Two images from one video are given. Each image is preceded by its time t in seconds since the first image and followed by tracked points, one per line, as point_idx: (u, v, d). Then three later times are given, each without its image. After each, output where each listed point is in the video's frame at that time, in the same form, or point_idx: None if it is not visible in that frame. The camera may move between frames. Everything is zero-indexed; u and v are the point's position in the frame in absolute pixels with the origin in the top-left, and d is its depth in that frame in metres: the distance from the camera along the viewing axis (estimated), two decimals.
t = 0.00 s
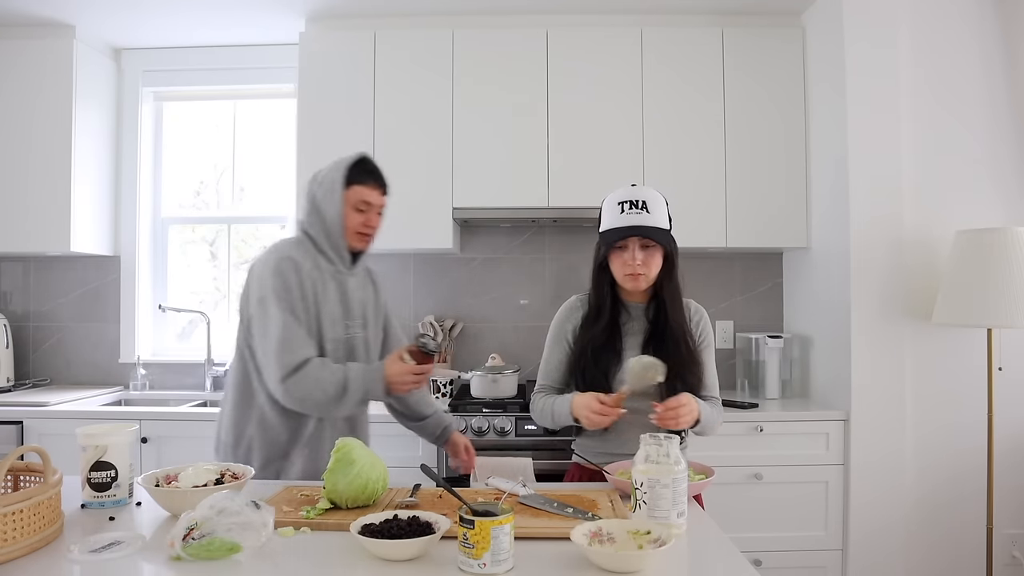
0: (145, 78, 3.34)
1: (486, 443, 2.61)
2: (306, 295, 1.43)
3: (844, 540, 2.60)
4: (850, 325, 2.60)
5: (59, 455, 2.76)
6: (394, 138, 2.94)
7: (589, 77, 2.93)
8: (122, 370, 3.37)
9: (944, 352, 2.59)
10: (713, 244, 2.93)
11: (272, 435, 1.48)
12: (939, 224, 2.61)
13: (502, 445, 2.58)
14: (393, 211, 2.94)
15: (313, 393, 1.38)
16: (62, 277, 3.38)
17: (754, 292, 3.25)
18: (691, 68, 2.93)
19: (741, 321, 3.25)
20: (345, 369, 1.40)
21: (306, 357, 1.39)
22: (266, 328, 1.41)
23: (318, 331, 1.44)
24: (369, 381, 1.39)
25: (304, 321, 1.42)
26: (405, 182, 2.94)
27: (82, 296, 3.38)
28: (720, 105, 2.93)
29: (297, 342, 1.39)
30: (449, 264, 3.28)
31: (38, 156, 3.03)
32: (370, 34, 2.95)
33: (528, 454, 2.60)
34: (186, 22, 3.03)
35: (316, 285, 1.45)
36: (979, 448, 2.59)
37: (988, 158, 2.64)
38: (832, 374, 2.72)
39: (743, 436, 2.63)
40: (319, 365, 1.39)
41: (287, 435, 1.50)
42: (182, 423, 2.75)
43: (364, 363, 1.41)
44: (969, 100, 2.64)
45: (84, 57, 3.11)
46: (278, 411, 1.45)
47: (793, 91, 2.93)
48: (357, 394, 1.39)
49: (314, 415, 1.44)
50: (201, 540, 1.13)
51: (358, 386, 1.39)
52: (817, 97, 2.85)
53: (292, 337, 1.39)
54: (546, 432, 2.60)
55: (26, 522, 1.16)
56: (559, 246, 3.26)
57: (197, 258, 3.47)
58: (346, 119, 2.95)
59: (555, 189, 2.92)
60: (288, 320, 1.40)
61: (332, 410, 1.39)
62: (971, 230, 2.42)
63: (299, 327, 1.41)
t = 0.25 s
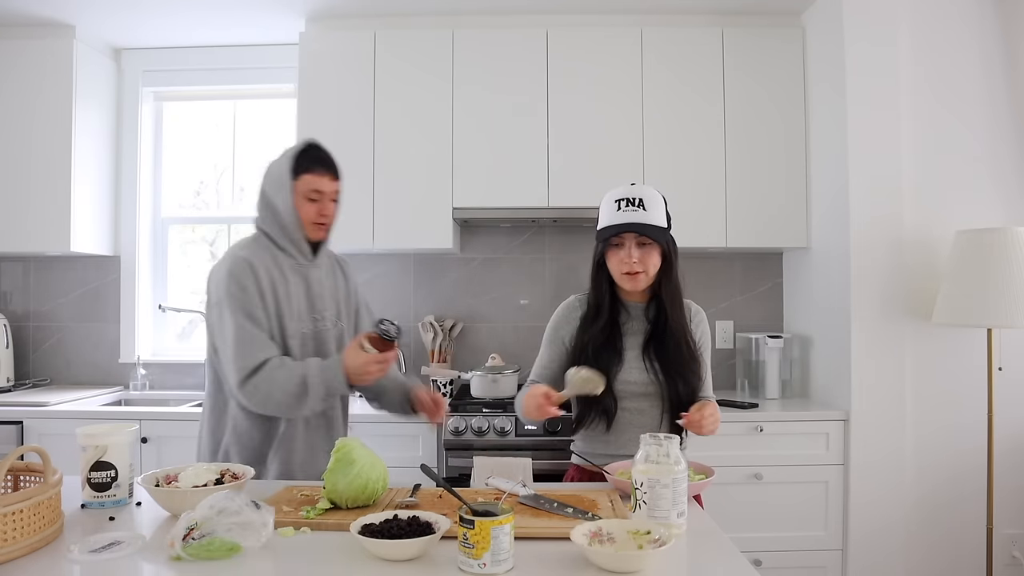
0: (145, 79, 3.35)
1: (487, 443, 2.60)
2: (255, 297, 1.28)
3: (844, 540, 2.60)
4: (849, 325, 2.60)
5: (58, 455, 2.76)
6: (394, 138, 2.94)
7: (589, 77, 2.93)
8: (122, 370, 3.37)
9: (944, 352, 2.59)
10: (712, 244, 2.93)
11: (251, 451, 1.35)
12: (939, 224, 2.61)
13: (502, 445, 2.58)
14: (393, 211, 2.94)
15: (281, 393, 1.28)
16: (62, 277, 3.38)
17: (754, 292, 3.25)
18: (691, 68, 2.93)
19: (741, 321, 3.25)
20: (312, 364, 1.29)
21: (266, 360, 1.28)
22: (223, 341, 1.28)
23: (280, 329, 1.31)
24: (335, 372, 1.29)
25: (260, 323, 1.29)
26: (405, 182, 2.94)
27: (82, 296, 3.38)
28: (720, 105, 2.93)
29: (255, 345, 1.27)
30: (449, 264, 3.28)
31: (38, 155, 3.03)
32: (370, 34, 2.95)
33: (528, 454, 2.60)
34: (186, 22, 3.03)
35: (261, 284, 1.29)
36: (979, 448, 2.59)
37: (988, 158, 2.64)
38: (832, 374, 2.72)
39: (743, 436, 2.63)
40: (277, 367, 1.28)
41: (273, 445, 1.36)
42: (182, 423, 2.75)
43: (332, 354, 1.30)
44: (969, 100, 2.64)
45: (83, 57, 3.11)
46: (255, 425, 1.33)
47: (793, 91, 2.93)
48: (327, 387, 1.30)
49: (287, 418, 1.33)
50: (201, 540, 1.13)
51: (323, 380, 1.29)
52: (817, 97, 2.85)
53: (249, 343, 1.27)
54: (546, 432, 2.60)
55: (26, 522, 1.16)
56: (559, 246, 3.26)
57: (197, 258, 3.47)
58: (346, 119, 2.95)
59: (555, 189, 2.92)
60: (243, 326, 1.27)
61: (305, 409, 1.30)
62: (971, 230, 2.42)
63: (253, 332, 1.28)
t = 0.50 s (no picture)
0: (146, 79, 3.34)
1: (487, 443, 2.60)
2: (192, 312, 1.58)
3: (844, 541, 2.60)
4: (850, 325, 2.60)
5: (58, 455, 2.76)
6: (394, 138, 2.94)
7: (588, 77, 2.93)
8: (122, 370, 3.37)
9: (944, 352, 2.59)
10: (713, 245, 2.93)
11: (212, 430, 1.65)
12: (939, 224, 2.61)
13: (502, 445, 2.58)
14: (393, 211, 2.94)
15: (228, 399, 1.52)
16: (62, 277, 3.38)
17: (754, 292, 3.25)
18: (691, 68, 2.93)
19: (742, 321, 3.25)
20: (249, 373, 1.55)
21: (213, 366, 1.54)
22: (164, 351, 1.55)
23: (229, 334, 1.66)
24: (268, 376, 1.56)
25: (207, 335, 1.59)
26: (405, 182, 2.94)
27: (82, 296, 3.38)
28: (720, 105, 2.93)
29: (192, 358, 1.53)
30: (449, 264, 3.28)
31: (38, 155, 3.03)
32: (370, 34, 2.95)
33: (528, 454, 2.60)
34: (187, 22, 3.03)
35: (199, 298, 1.60)
36: (979, 448, 2.59)
37: (988, 158, 2.64)
38: (832, 374, 2.72)
39: (743, 436, 2.63)
40: (219, 372, 1.53)
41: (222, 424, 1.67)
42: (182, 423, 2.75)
43: (265, 363, 1.57)
44: (969, 100, 2.64)
45: (83, 57, 3.10)
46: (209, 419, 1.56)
47: (793, 91, 2.93)
48: (263, 390, 1.55)
49: (239, 414, 1.56)
50: (201, 540, 1.13)
51: (256, 383, 1.55)
52: (817, 97, 2.85)
53: (184, 355, 1.52)
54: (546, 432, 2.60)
55: (26, 522, 1.16)
56: (559, 246, 3.26)
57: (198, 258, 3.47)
58: (346, 119, 2.95)
59: (555, 189, 2.92)
60: (185, 338, 1.54)
61: (245, 410, 1.56)
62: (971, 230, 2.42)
63: (194, 342, 1.55)
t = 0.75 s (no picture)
0: (145, 79, 3.34)
1: (487, 443, 2.60)
2: (201, 308, 1.58)
3: (844, 541, 2.60)
4: (850, 325, 2.60)
5: (58, 455, 2.76)
6: (394, 137, 2.94)
7: (589, 77, 2.93)
8: (122, 370, 3.37)
9: (944, 352, 2.59)
10: (713, 244, 2.93)
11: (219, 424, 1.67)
12: (939, 224, 2.61)
13: (502, 444, 2.58)
14: (393, 211, 2.94)
15: (243, 388, 1.53)
16: (62, 277, 3.38)
17: (754, 292, 3.25)
18: (691, 68, 2.93)
19: (742, 321, 3.25)
20: (263, 362, 1.55)
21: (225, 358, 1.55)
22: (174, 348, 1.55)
23: (238, 330, 1.67)
24: (282, 363, 1.57)
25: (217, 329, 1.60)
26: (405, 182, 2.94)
27: (82, 296, 3.38)
28: (720, 105, 2.93)
29: (203, 351, 1.53)
30: (449, 264, 3.28)
31: (38, 155, 3.03)
32: (370, 34, 2.95)
33: (528, 454, 2.60)
34: (187, 22, 3.02)
35: (206, 295, 1.61)
36: (979, 447, 2.59)
37: (988, 157, 2.64)
38: (832, 374, 2.72)
39: (743, 436, 2.63)
40: (233, 363, 1.54)
41: (232, 420, 1.68)
42: (182, 423, 2.75)
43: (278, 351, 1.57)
44: (969, 100, 2.64)
45: (83, 57, 3.10)
46: (224, 412, 1.57)
47: (793, 91, 2.93)
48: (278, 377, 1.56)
49: (254, 405, 1.57)
50: (201, 540, 1.13)
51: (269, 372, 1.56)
52: (817, 97, 2.85)
53: (196, 347, 1.53)
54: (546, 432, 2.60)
55: (26, 522, 1.16)
56: (559, 246, 3.26)
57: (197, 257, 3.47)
58: (346, 119, 2.95)
59: (555, 189, 2.92)
60: (195, 332, 1.55)
61: (261, 399, 1.56)
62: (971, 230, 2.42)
63: (204, 336, 1.56)
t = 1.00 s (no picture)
0: (145, 78, 3.34)
1: (487, 443, 2.60)
2: (219, 300, 1.68)
3: (844, 541, 2.60)
4: (850, 325, 2.60)
5: (58, 455, 2.76)
6: (394, 137, 2.94)
7: (589, 77, 2.94)
8: (122, 370, 3.37)
9: (944, 352, 2.59)
10: (713, 244, 2.93)
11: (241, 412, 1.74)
12: (939, 224, 2.61)
13: (502, 445, 2.58)
14: (393, 211, 2.94)
15: (252, 370, 1.68)
16: (62, 278, 3.38)
17: (754, 292, 3.25)
18: (691, 68, 2.93)
19: (742, 321, 3.25)
20: (267, 344, 1.69)
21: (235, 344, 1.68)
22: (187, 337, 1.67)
23: (256, 324, 1.72)
24: (285, 344, 1.70)
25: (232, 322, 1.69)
26: (405, 182, 2.94)
27: (82, 296, 3.38)
28: (720, 105, 2.93)
29: (216, 338, 1.66)
30: (449, 264, 3.28)
31: (38, 155, 3.03)
32: (370, 34, 2.95)
33: (528, 454, 2.60)
34: (186, 22, 3.02)
35: (227, 289, 1.69)
36: (980, 447, 2.59)
37: (988, 157, 2.64)
38: (832, 374, 2.72)
39: (742, 436, 2.63)
40: (240, 350, 1.67)
41: (255, 410, 1.75)
42: (182, 423, 2.75)
43: (282, 333, 1.70)
44: (969, 100, 2.64)
45: (83, 57, 3.10)
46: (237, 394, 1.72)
47: (793, 91, 2.93)
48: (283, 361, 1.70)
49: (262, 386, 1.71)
50: (201, 540, 1.13)
51: (273, 356, 1.70)
52: (817, 97, 2.85)
53: (207, 337, 1.66)
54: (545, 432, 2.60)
55: (26, 522, 1.16)
56: (559, 246, 3.26)
57: (198, 257, 3.47)
58: (346, 119, 2.95)
59: (555, 189, 2.92)
60: (207, 322, 1.66)
61: (266, 381, 1.71)
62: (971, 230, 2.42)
63: (216, 325, 1.66)
